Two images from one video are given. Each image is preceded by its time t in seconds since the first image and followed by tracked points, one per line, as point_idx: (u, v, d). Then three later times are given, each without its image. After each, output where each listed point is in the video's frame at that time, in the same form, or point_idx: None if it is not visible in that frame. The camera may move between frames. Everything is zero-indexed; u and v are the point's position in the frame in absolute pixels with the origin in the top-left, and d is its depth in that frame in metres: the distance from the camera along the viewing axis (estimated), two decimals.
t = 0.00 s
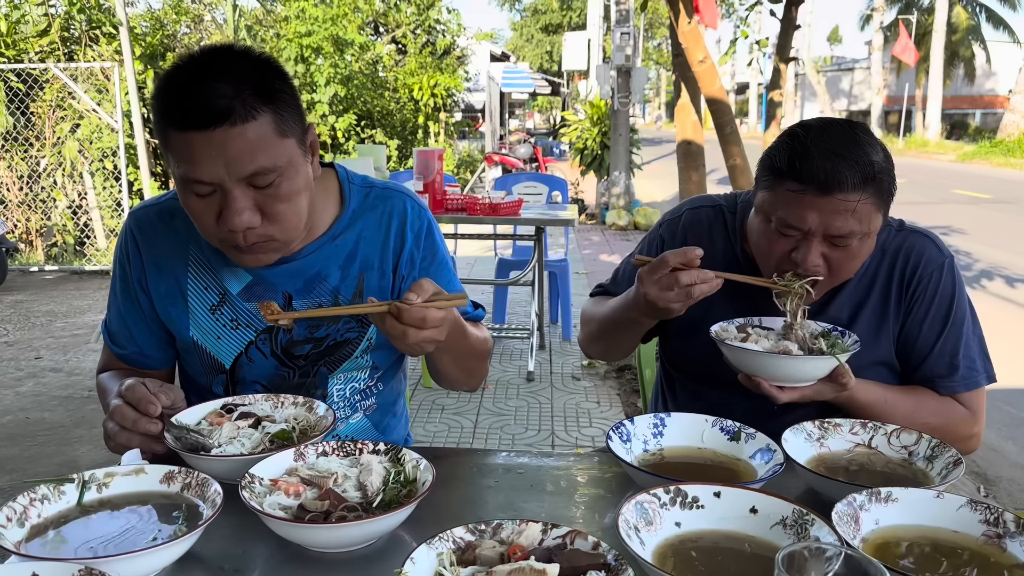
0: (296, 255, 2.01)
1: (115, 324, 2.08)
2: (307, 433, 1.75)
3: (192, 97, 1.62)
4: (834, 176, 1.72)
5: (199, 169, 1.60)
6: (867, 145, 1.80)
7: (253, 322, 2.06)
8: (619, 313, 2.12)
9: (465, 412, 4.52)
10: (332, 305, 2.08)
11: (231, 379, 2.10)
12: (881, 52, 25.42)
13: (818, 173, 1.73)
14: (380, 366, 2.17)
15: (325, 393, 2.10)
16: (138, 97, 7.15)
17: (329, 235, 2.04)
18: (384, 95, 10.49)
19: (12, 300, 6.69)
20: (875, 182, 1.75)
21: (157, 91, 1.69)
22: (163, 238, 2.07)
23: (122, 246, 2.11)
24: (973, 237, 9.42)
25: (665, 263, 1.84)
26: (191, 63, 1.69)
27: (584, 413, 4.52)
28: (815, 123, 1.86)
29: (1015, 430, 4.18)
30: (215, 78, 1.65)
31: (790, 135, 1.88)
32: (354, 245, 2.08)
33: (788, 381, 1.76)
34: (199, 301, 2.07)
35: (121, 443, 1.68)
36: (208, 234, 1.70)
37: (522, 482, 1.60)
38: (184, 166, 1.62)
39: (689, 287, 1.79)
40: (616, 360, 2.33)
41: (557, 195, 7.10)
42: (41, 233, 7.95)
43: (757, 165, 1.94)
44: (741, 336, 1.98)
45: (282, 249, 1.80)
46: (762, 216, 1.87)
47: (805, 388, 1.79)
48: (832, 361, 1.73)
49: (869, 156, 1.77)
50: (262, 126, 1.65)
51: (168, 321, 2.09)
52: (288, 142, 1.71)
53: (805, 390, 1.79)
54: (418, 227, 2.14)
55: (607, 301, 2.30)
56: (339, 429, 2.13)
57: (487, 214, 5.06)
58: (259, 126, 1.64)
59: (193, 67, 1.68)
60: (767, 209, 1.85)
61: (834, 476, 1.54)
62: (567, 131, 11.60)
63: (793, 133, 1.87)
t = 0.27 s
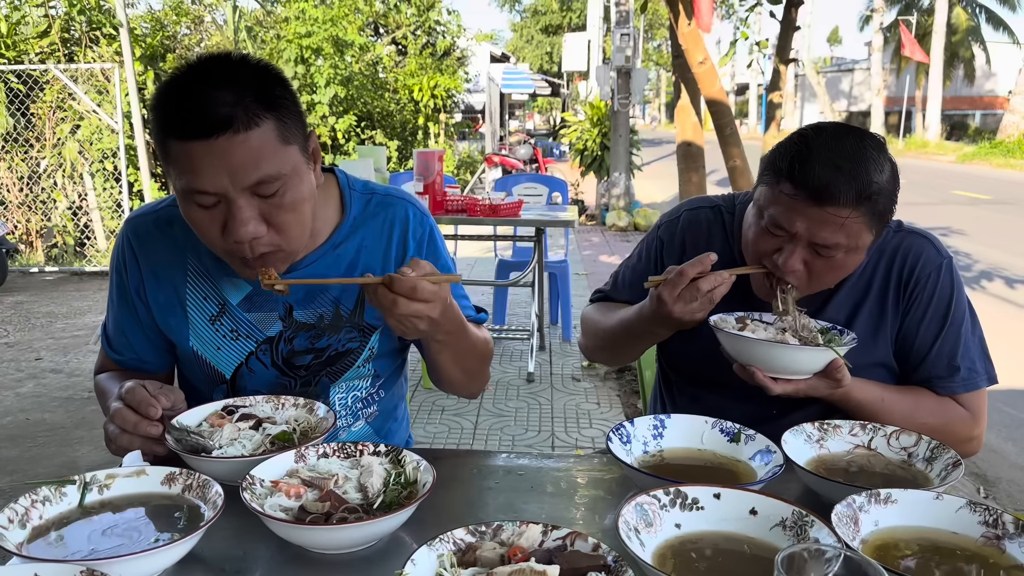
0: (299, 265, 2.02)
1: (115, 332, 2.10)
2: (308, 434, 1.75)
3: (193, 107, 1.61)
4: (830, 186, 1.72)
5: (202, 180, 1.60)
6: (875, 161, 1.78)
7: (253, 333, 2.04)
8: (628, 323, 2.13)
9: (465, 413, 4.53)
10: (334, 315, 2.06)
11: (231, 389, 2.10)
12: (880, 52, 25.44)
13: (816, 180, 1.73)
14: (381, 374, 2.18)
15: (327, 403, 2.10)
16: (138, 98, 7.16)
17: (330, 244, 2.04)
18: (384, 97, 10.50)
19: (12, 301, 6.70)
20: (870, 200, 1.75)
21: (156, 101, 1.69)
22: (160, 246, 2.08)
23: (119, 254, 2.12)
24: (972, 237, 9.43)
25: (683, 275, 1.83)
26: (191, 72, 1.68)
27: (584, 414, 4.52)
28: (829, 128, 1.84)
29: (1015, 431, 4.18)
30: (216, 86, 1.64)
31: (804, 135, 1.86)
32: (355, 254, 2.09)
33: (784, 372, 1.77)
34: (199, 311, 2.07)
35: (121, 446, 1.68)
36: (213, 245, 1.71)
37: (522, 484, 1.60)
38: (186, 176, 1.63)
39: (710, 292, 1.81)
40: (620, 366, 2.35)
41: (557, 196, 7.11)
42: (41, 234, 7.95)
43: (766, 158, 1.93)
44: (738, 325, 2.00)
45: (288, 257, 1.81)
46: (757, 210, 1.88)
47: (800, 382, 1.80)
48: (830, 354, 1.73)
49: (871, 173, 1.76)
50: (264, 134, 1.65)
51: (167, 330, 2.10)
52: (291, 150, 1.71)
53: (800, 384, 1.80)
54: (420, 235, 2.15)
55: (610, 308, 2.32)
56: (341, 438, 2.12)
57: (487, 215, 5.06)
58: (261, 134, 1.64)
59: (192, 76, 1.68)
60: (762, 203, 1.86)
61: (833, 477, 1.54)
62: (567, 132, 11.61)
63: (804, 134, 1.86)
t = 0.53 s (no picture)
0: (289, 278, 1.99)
1: (109, 341, 2.11)
2: (308, 434, 1.75)
3: (188, 102, 1.61)
4: (823, 182, 1.72)
5: (204, 175, 1.60)
6: (860, 146, 1.79)
7: (248, 342, 2.05)
8: (595, 312, 2.15)
9: (465, 414, 4.53)
10: (329, 322, 2.06)
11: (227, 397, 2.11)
12: (880, 53, 25.45)
13: (807, 180, 1.73)
14: (379, 380, 2.17)
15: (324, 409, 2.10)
16: (138, 98, 7.16)
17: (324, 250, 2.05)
18: (384, 97, 10.51)
19: (12, 301, 6.70)
20: (866, 187, 1.75)
21: (148, 103, 1.69)
22: (149, 256, 2.08)
23: (111, 262, 2.12)
24: (972, 238, 9.43)
25: (639, 256, 1.83)
26: (181, 69, 1.68)
27: (583, 414, 4.52)
28: (807, 123, 1.86)
29: (1015, 432, 4.18)
30: (211, 81, 1.65)
31: (785, 134, 1.87)
32: (349, 257, 2.10)
33: (780, 374, 1.77)
34: (192, 320, 2.07)
35: (120, 446, 1.68)
36: (219, 244, 1.70)
37: (522, 484, 1.60)
38: (187, 174, 1.62)
39: (660, 287, 1.81)
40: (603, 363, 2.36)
41: (557, 196, 7.11)
42: (41, 235, 7.95)
43: (750, 166, 1.94)
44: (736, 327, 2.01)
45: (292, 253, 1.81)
46: (755, 216, 1.89)
47: (797, 383, 1.80)
48: (825, 357, 1.73)
49: (860, 161, 1.77)
50: (262, 125, 1.65)
51: (160, 337, 2.11)
52: (290, 141, 1.72)
53: (797, 385, 1.80)
54: (414, 237, 2.15)
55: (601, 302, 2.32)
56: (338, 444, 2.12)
57: (487, 216, 5.06)
58: (259, 125, 1.65)
59: (184, 74, 1.68)
60: (759, 210, 1.86)
61: (832, 477, 1.54)
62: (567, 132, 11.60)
63: (785, 133, 1.87)
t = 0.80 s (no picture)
0: (288, 274, 2.03)
1: (105, 343, 2.11)
2: (305, 434, 1.75)
3: (193, 83, 1.64)
4: (805, 179, 1.73)
5: (198, 154, 1.61)
6: (838, 141, 1.80)
7: (243, 343, 2.05)
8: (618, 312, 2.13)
9: (464, 414, 4.53)
10: (324, 324, 2.06)
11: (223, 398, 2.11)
12: (880, 53, 25.44)
13: (789, 178, 1.74)
14: (375, 380, 2.17)
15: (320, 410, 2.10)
16: (138, 99, 7.16)
17: (320, 252, 2.04)
18: (384, 98, 10.52)
19: (12, 302, 6.70)
20: (849, 180, 1.75)
21: (154, 83, 1.71)
22: (145, 257, 2.09)
23: (107, 263, 2.12)
24: (972, 238, 9.43)
25: (713, 263, 1.80)
26: (191, 53, 1.72)
27: (583, 415, 4.52)
28: (784, 124, 1.88)
29: (1014, 432, 4.18)
30: (220, 65, 1.68)
31: (763, 134, 1.89)
32: (345, 262, 2.08)
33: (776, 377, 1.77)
34: (187, 321, 2.07)
35: (118, 447, 1.68)
36: (203, 230, 1.68)
37: (520, 484, 1.60)
38: (181, 151, 1.63)
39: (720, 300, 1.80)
40: (607, 365, 2.35)
41: (556, 196, 7.11)
42: (41, 235, 7.95)
43: (733, 170, 1.94)
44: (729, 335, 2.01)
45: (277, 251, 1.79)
46: (743, 219, 1.89)
47: (793, 385, 1.80)
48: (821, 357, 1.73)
49: (840, 155, 1.78)
50: (263, 114, 1.67)
51: (156, 340, 2.11)
52: (289, 136, 1.73)
53: (793, 386, 1.80)
54: (412, 239, 2.15)
55: (602, 301, 2.31)
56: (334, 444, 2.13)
57: (486, 216, 5.06)
58: (261, 113, 1.67)
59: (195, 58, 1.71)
60: (746, 213, 1.86)
61: (830, 478, 1.54)
62: (567, 132, 11.61)
63: (763, 134, 1.88)
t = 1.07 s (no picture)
0: (289, 263, 2.02)
1: (108, 333, 2.10)
2: (304, 433, 1.74)
3: (207, 57, 1.68)
4: (808, 175, 1.73)
5: (200, 124, 1.62)
6: (844, 139, 1.80)
7: (245, 333, 2.06)
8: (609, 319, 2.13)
9: (464, 413, 4.52)
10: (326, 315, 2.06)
11: (225, 389, 2.10)
12: (880, 53, 25.42)
13: (793, 174, 1.74)
14: (376, 374, 2.17)
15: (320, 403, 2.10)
16: (138, 99, 7.16)
17: (322, 243, 2.04)
18: (384, 97, 10.51)
19: (12, 301, 6.70)
20: (853, 178, 1.75)
21: (173, 57, 1.76)
22: (151, 247, 2.08)
23: (112, 255, 2.12)
24: (972, 238, 9.42)
25: (660, 269, 1.83)
26: (210, 33, 1.76)
27: (583, 414, 4.52)
28: (790, 121, 1.87)
29: (1015, 432, 4.18)
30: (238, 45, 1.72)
31: (769, 131, 1.89)
32: (347, 254, 2.08)
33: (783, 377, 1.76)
34: (190, 312, 2.07)
35: (116, 445, 1.68)
36: (195, 202, 1.67)
37: (519, 483, 1.60)
38: (185, 120, 1.65)
39: (677, 300, 1.81)
40: (607, 367, 2.33)
41: (556, 196, 7.10)
42: (41, 235, 7.95)
43: (738, 167, 1.94)
44: (733, 333, 1.99)
45: (269, 234, 1.76)
46: (746, 217, 1.88)
47: (797, 385, 1.79)
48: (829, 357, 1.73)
49: (845, 152, 1.77)
50: (270, 93, 1.69)
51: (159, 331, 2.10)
52: (293, 121, 1.73)
53: (798, 387, 1.79)
54: (414, 234, 2.14)
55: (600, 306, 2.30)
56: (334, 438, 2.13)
57: (486, 216, 5.06)
58: (268, 92, 1.68)
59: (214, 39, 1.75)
60: (749, 210, 1.86)
61: (830, 477, 1.54)
62: (567, 132, 11.60)
63: (769, 131, 1.88)
